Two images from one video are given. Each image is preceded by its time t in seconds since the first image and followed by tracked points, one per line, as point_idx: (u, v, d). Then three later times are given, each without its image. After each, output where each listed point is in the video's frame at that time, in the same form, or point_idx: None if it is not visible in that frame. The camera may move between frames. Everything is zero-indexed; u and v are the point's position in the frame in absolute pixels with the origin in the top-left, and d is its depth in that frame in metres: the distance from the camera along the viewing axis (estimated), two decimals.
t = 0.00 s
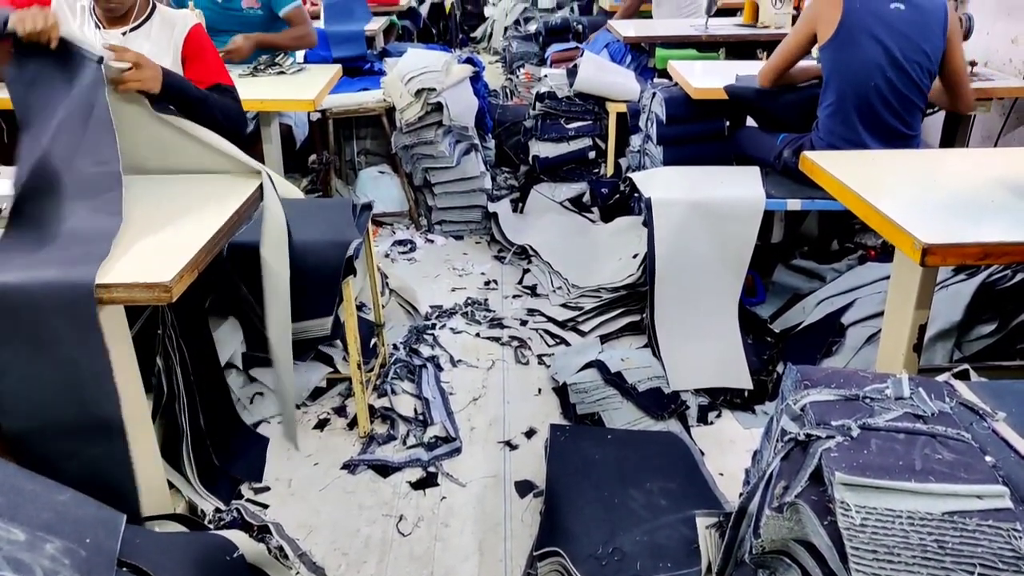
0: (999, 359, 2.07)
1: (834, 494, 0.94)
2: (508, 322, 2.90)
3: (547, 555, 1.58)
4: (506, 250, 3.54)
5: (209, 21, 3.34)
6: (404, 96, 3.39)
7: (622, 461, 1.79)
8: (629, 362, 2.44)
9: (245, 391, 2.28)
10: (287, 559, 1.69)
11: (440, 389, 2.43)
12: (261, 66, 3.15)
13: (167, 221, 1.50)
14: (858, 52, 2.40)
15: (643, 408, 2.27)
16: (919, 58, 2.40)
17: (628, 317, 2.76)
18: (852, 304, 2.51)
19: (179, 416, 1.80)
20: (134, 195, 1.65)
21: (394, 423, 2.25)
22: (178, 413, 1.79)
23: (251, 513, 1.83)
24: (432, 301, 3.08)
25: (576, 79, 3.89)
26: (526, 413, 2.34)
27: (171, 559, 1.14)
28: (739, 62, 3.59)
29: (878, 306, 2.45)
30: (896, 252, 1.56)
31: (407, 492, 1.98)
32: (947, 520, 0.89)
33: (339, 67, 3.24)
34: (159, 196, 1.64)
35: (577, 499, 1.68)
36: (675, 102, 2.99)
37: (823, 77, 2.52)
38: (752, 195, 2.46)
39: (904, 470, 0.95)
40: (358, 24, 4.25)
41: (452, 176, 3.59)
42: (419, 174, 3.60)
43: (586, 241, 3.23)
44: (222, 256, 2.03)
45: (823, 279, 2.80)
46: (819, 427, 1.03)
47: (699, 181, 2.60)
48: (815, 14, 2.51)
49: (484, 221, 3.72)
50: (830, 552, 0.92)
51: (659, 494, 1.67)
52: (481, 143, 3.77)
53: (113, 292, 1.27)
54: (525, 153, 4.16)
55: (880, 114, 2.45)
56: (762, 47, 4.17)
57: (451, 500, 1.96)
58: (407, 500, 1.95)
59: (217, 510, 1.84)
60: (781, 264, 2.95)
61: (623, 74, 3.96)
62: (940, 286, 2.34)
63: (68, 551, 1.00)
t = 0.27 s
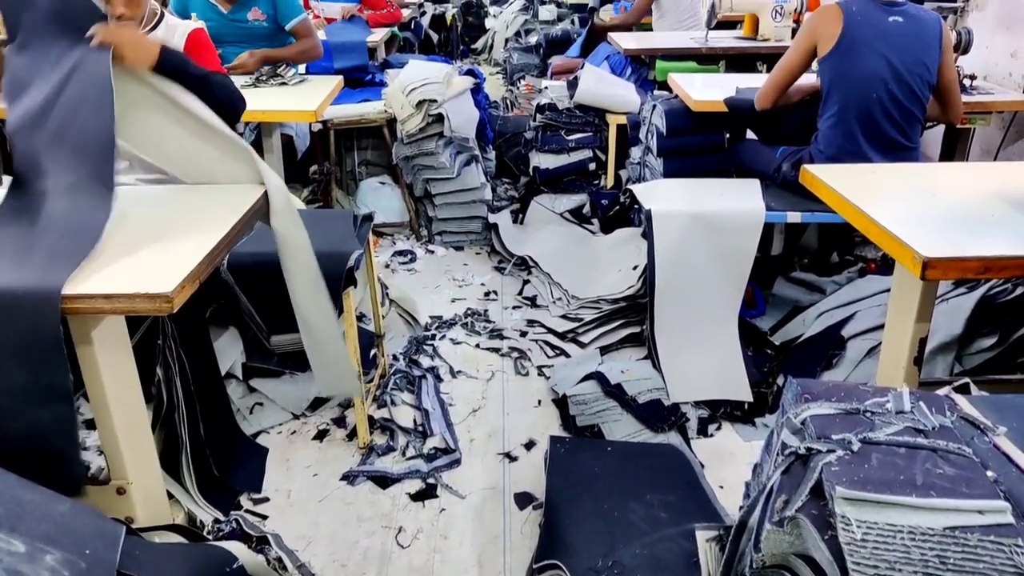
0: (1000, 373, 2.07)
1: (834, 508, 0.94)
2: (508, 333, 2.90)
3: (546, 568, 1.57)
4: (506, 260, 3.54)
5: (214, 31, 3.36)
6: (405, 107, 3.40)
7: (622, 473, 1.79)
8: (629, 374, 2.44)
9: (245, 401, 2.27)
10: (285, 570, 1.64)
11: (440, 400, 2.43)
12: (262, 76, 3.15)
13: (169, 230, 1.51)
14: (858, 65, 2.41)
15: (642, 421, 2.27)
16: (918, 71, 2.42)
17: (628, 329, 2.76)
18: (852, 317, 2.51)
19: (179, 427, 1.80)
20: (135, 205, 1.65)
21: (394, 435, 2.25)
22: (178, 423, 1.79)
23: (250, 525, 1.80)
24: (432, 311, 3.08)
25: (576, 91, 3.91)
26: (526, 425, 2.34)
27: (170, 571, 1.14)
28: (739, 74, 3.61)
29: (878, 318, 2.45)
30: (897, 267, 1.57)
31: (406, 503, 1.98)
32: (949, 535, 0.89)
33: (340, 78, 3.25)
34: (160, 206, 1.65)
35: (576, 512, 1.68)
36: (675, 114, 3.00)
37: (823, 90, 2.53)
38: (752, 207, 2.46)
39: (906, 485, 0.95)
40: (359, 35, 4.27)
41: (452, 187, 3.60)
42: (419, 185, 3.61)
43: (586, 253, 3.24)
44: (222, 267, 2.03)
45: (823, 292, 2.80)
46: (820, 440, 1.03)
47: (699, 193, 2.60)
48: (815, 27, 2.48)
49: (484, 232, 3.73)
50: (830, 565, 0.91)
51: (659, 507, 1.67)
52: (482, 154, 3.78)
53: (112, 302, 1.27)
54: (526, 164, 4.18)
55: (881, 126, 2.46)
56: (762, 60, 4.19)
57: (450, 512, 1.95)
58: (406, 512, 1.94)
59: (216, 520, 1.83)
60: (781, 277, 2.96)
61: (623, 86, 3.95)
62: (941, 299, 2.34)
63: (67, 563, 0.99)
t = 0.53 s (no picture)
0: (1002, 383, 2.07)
1: (836, 519, 0.94)
2: (509, 343, 2.90)
3: None
4: (507, 270, 3.54)
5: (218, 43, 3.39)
6: (406, 118, 3.41)
7: (622, 485, 1.78)
8: (630, 385, 2.43)
9: (245, 412, 2.27)
10: None
11: (440, 410, 2.42)
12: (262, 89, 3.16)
13: (170, 242, 1.51)
14: (857, 71, 2.42)
15: (643, 432, 2.26)
16: (916, 76, 2.43)
17: (628, 338, 2.75)
18: (853, 327, 2.50)
19: (179, 437, 1.80)
20: (136, 216, 1.66)
21: (394, 445, 2.24)
22: (178, 434, 1.79)
23: (250, 536, 1.82)
24: (432, 321, 3.08)
25: (576, 101, 3.93)
26: (526, 436, 2.33)
27: None
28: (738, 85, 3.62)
29: (878, 328, 2.45)
30: (898, 277, 1.57)
31: (407, 515, 1.97)
32: (951, 547, 0.89)
33: (341, 89, 3.26)
34: (159, 217, 1.64)
35: (578, 523, 1.67)
36: (675, 124, 3.00)
37: (822, 98, 2.53)
38: (752, 217, 2.46)
39: (908, 496, 0.95)
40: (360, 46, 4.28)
41: (452, 198, 3.60)
42: (420, 195, 3.61)
43: (587, 263, 3.24)
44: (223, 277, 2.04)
45: (824, 302, 2.79)
46: (821, 452, 1.03)
47: (699, 202, 2.61)
48: (812, 37, 2.49)
49: (484, 242, 3.73)
50: None
51: (660, 518, 1.66)
52: (482, 165, 3.78)
53: (113, 312, 1.27)
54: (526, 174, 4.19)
55: (881, 132, 2.47)
56: (762, 70, 4.21)
57: (450, 523, 1.95)
58: (407, 523, 1.94)
59: (215, 532, 1.83)
60: (782, 286, 2.96)
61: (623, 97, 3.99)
62: (942, 309, 2.34)
63: None
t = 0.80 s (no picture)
0: (1002, 396, 2.07)
1: (837, 534, 0.94)
2: (509, 355, 2.89)
3: None
4: (507, 282, 3.54)
5: (221, 56, 3.40)
6: (407, 130, 3.42)
7: (623, 498, 1.78)
8: (631, 398, 2.43)
9: (245, 424, 2.27)
10: None
11: (440, 423, 2.42)
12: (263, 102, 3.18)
13: (170, 254, 1.51)
14: (856, 84, 2.43)
15: (644, 445, 2.26)
16: (916, 87, 2.44)
17: (629, 351, 2.75)
18: (853, 340, 2.50)
19: (179, 450, 1.79)
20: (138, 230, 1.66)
21: (394, 458, 2.24)
22: (178, 447, 1.79)
23: (250, 550, 1.83)
24: (433, 334, 3.08)
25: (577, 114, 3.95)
26: (527, 449, 2.33)
27: None
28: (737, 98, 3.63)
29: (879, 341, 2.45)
30: (898, 290, 1.57)
31: (407, 528, 1.96)
32: (953, 562, 0.89)
33: (343, 102, 3.28)
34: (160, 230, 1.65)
35: (578, 536, 1.66)
36: (675, 137, 3.01)
37: (822, 111, 2.54)
38: (752, 230, 2.47)
39: (909, 511, 0.94)
40: (361, 59, 4.30)
41: (453, 210, 3.60)
42: (421, 207, 3.62)
43: (587, 275, 3.24)
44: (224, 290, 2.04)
45: (824, 314, 2.79)
46: (822, 466, 1.03)
47: (699, 215, 2.61)
48: (810, 51, 2.50)
49: (484, 254, 3.74)
50: None
51: (661, 532, 1.65)
52: (482, 177, 3.78)
53: (115, 326, 1.27)
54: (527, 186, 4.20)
55: (882, 143, 2.47)
56: (762, 83, 4.22)
57: (450, 537, 1.94)
58: (406, 537, 1.93)
59: (215, 545, 1.84)
60: (782, 299, 2.96)
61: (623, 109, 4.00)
62: (942, 322, 2.34)
63: None
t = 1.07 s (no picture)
0: (1002, 409, 2.06)
1: (837, 549, 0.93)
2: (510, 368, 2.89)
3: None
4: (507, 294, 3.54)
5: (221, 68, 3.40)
6: (408, 143, 3.43)
7: (623, 511, 1.77)
8: (631, 411, 2.42)
9: (245, 437, 2.27)
10: None
11: (440, 436, 2.41)
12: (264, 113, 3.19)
13: (170, 268, 1.51)
14: (853, 98, 2.44)
15: (644, 457, 2.25)
16: (913, 100, 2.46)
17: (629, 363, 2.75)
18: (853, 354, 2.50)
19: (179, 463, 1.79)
20: (139, 243, 1.67)
21: (394, 471, 2.23)
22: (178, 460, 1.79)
23: (248, 563, 1.83)
24: (433, 346, 3.07)
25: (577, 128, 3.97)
26: (527, 462, 2.32)
27: None
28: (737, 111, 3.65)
29: (879, 354, 2.45)
30: (897, 304, 1.57)
31: (406, 542, 1.96)
32: None
33: (343, 115, 3.30)
34: (161, 244, 1.65)
35: (578, 550, 1.66)
36: (675, 150, 3.02)
37: (820, 124, 2.55)
38: (752, 243, 2.47)
39: (910, 525, 0.94)
40: (361, 72, 4.32)
41: (453, 222, 3.61)
42: (421, 220, 3.62)
43: (587, 288, 3.25)
44: (225, 303, 2.04)
45: (824, 327, 2.80)
46: (823, 480, 1.03)
47: (699, 228, 2.62)
48: (805, 66, 2.53)
49: (484, 266, 3.74)
50: None
51: (662, 546, 1.65)
52: (482, 190, 3.78)
53: (115, 340, 1.27)
54: (527, 198, 4.22)
55: (881, 155, 2.48)
56: (761, 96, 4.25)
57: (450, 551, 1.93)
58: (406, 551, 1.93)
59: (213, 560, 1.83)
60: (783, 312, 2.96)
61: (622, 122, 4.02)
62: (942, 335, 2.34)
63: None
